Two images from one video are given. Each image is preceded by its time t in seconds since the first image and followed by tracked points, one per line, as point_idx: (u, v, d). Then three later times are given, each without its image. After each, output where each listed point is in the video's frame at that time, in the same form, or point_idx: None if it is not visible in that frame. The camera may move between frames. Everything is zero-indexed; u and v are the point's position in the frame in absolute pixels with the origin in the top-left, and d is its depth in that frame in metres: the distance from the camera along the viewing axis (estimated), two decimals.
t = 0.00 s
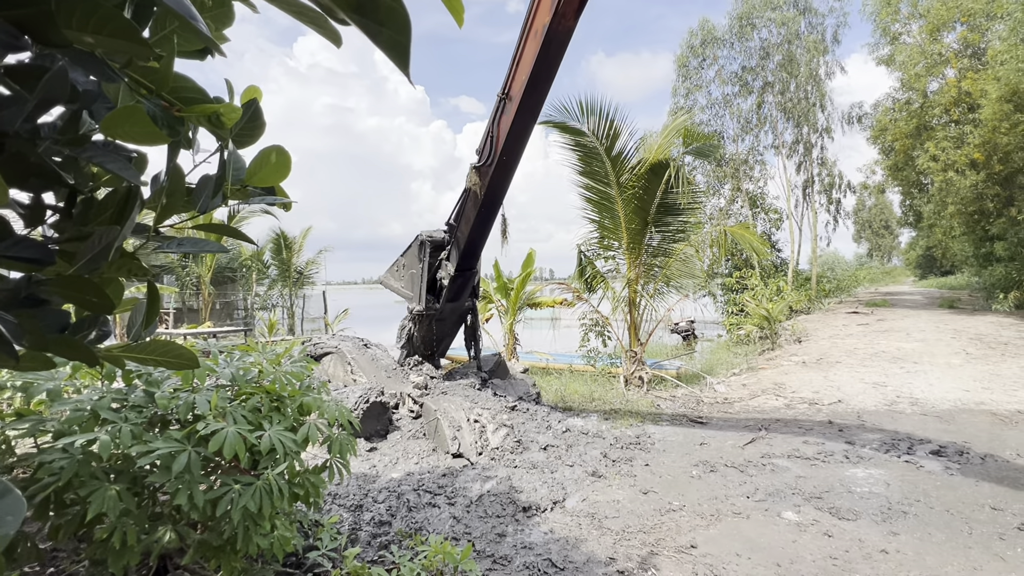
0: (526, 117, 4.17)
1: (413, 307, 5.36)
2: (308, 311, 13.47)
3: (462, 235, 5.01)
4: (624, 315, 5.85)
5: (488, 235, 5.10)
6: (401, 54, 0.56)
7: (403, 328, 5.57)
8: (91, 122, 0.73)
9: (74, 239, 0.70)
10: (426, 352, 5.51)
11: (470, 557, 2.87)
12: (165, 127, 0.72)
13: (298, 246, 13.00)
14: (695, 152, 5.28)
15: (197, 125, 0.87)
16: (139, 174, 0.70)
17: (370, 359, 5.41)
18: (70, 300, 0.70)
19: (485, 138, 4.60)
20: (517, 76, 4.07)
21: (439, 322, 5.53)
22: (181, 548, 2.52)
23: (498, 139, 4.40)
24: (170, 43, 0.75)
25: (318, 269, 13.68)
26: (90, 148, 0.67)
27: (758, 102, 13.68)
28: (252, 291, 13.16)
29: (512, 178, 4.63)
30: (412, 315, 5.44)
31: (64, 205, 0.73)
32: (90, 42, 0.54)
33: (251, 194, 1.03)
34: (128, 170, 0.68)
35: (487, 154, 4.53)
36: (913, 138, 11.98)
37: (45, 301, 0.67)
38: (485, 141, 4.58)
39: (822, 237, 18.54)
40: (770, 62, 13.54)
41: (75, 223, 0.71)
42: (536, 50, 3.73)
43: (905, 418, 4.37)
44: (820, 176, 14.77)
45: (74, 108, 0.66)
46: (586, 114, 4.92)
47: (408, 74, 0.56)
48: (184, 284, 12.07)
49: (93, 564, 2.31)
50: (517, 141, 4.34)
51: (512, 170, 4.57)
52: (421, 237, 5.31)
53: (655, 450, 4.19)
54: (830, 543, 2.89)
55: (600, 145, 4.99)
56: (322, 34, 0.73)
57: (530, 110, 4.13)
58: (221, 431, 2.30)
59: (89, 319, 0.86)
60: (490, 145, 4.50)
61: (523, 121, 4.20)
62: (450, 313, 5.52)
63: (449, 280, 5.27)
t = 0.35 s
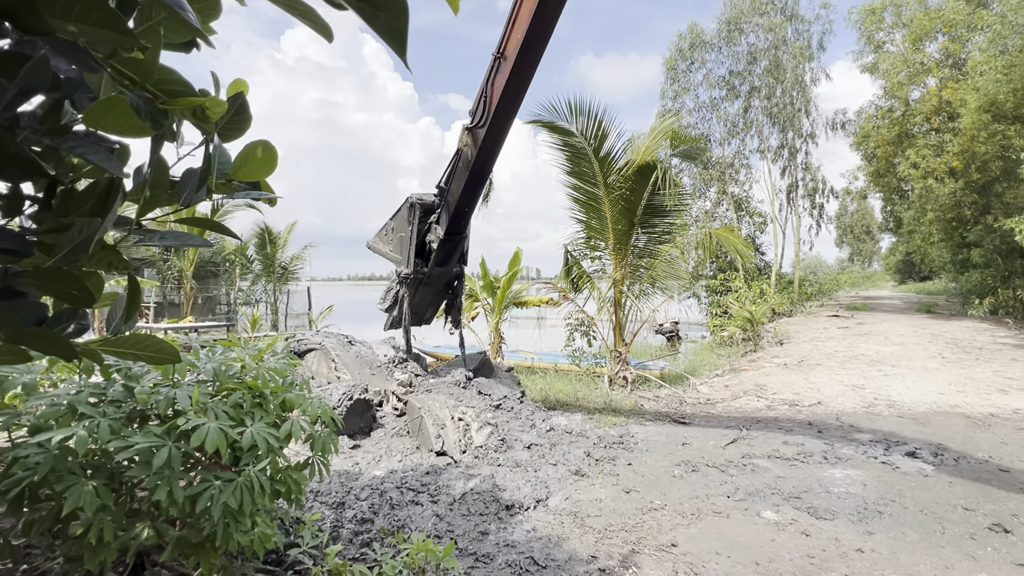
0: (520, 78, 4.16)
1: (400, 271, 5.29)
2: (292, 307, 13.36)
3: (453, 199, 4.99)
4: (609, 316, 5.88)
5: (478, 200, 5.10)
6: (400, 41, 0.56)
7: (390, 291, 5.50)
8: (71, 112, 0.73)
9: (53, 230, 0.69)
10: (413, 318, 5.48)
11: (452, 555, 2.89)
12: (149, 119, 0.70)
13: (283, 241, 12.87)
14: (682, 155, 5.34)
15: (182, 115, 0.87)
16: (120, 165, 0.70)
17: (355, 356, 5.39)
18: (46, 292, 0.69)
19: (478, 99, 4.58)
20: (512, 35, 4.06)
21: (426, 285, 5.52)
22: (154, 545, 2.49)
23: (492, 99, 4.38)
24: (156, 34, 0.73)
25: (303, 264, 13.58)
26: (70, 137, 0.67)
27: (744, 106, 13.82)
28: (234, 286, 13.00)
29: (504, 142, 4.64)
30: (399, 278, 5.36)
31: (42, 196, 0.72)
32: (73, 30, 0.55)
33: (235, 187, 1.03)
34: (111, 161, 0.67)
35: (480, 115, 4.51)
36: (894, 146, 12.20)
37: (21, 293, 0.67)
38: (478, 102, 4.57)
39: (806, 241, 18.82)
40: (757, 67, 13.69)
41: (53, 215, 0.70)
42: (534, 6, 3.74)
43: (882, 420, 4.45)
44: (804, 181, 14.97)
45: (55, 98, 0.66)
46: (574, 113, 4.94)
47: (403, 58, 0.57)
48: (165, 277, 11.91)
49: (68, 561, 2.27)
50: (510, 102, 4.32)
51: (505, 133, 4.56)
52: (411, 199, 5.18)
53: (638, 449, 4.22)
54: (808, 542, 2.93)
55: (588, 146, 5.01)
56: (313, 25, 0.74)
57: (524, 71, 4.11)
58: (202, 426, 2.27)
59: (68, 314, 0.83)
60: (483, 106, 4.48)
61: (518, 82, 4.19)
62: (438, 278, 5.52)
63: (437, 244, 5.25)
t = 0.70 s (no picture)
0: (529, 41, 4.16)
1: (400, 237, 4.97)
2: (275, 300, 13.23)
3: (456, 165, 4.88)
4: (594, 315, 5.91)
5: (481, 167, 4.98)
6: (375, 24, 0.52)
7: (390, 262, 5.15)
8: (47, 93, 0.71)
9: (24, 216, 0.69)
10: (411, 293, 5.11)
11: (431, 552, 2.89)
12: (124, 103, 0.68)
13: (267, 233, 12.73)
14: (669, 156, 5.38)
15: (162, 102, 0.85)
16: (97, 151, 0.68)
17: (337, 351, 5.38)
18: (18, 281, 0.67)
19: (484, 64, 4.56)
20: None
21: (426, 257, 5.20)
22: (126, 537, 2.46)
23: (499, 63, 4.36)
24: (131, 16, 0.72)
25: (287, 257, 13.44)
26: (44, 121, 0.67)
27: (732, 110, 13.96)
28: (216, 277, 12.83)
29: (511, 107, 4.61)
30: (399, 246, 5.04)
31: (16, 179, 0.71)
32: (44, 9, 0.57)
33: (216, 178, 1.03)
34: (86, 146, 0.65)
35: (486, 79, 4.49)
36: (877, 153, 12.41)
37: None
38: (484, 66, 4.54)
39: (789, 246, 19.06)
40: (745, 71, 13.82)
41: (27, 200, 0.69)
42: None
43: (858, 423, 4.53)
44: (789, 185, 15.16)
45: (30, 80, 0.65)
46: (563, 113, 4.94)
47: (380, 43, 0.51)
48: (145, 267, 11.71)
49: (36, 554, 2.22)
50: (518, 65, 4.31)
51: (511, 98, 4.54)
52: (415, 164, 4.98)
53: (619, 448, 4.25)
54: (783, 541, 2.98)
55: (577, 145, 5.02)
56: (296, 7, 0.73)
57: (534, 33, 4.12)
58: (178, 418, 2.24)
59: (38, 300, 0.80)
60: (489, 69, 4.46)
61: (527, 44, 4.19)
62: (440, 247, 5.18)
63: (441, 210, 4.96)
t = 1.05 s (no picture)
0: (561, 27, 4.14)
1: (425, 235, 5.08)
2: (262, 289, 13.14)
3: (484, 158, 4.92)
4: (582, 310, 5.92)
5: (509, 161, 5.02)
6: None
7: (414, 259, 5.27)
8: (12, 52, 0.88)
9: None
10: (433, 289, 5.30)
11: (411, 541, 2.87)
12: (89, 52, 0.83)
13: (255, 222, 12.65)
14: (660, 154, 5.43)
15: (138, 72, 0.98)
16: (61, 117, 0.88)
17: (322, 340, 5.38)
18: None
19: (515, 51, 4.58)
20: None
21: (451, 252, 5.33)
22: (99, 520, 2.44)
23: (530, 51, 4.36)
24: None
25: (274, 246, 13.36)
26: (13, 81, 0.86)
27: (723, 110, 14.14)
28: (202, 265, 12.72)
29: (540, 98, 4.60)
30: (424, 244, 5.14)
31: None
32: None
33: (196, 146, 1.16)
34: (52, 111, 0.86)
35: (517, 67, 4.51)
36: (866, 157, 12.62)
37: None
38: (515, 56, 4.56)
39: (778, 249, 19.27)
40: (738, 72, 13.97)
41: None
42: None
43: (841, 422, 4.57)
44: (778, 188, 15.35)
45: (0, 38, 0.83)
46: (558, 106, 4.96)
47: None
48: (129, 252, 11.56)
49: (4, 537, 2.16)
50: (548, 54, 4.29)
51: (541, 89, 4.54)
52: (439, 160, 5.06)
53: (603, 442, 4.24)
54: (763, 536, 2.98)
55: (569, 139, 5.05)
56: None
57: (566, 20, 4.10)
58: (154, 401, 2.20)
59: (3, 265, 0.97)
60: (520, 57, 4.47)
61: (558, 31, 4.17)
62: (464, 244, 5.34)
63: (466, 208, 5.07)
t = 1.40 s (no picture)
0: (601, 45, 3.98)
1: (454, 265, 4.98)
2: (250, 278, 13.04)
3: (517, 184, 4.71)
4: (573, 306, 5.96)
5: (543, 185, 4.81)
6: None
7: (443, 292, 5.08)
8: None
9: None
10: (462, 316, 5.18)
11: (397, 532, 2.85)
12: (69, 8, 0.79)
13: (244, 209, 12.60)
14: (654, 150, 5.45)
15: (124, 43, 1.01)
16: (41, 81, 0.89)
17: (310, 329, 5.36)
18: None
19: (549, 72, 4.42)
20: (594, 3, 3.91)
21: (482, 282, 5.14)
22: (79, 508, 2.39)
23: (568, 71, 4.21)
24: None
25: (264, 234, 13.25)
26: None
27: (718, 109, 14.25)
28: (190, 251, 12.60)
29: (577, 119, 4.42)
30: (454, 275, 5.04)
31: None
32: None
33: (182, 121, 1.15)
34: (31, 75, 0.87)
35: (552, 88, 4.34)
36: (857, 160, 12.78)
37: None
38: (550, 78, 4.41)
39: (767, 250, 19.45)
40: (733, 71, 14.05)
41: None
42: None
43: (827, 421, 4.61)
44: (770, 188, 15.49)
45: None
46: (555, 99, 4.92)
47: None
48: (115, 236, 11.39)
49: None
50: (587, 74, 4.14)
51: (577, 111, 4.34)
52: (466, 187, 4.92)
53: (592, 437, 4.24)
54: (749, 533, 3.00)
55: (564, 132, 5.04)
56: None
57: (607, 38, 3.95)
58: (135, 385, 2.12)
59: None
60: (556, 78, 4.31)
61: (598, 50, 4.01)
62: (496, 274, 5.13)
63: (497, 236, 4.88)
